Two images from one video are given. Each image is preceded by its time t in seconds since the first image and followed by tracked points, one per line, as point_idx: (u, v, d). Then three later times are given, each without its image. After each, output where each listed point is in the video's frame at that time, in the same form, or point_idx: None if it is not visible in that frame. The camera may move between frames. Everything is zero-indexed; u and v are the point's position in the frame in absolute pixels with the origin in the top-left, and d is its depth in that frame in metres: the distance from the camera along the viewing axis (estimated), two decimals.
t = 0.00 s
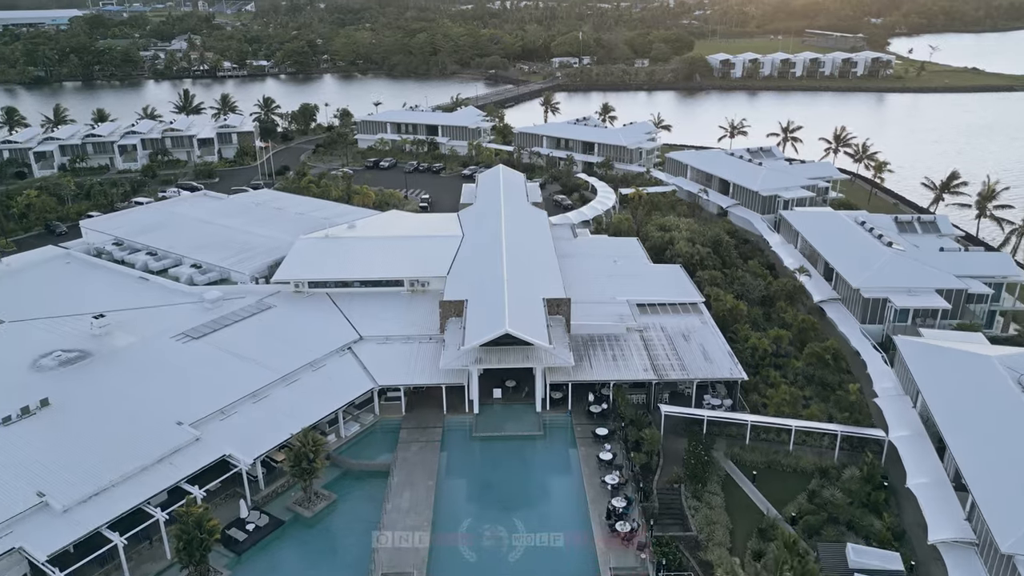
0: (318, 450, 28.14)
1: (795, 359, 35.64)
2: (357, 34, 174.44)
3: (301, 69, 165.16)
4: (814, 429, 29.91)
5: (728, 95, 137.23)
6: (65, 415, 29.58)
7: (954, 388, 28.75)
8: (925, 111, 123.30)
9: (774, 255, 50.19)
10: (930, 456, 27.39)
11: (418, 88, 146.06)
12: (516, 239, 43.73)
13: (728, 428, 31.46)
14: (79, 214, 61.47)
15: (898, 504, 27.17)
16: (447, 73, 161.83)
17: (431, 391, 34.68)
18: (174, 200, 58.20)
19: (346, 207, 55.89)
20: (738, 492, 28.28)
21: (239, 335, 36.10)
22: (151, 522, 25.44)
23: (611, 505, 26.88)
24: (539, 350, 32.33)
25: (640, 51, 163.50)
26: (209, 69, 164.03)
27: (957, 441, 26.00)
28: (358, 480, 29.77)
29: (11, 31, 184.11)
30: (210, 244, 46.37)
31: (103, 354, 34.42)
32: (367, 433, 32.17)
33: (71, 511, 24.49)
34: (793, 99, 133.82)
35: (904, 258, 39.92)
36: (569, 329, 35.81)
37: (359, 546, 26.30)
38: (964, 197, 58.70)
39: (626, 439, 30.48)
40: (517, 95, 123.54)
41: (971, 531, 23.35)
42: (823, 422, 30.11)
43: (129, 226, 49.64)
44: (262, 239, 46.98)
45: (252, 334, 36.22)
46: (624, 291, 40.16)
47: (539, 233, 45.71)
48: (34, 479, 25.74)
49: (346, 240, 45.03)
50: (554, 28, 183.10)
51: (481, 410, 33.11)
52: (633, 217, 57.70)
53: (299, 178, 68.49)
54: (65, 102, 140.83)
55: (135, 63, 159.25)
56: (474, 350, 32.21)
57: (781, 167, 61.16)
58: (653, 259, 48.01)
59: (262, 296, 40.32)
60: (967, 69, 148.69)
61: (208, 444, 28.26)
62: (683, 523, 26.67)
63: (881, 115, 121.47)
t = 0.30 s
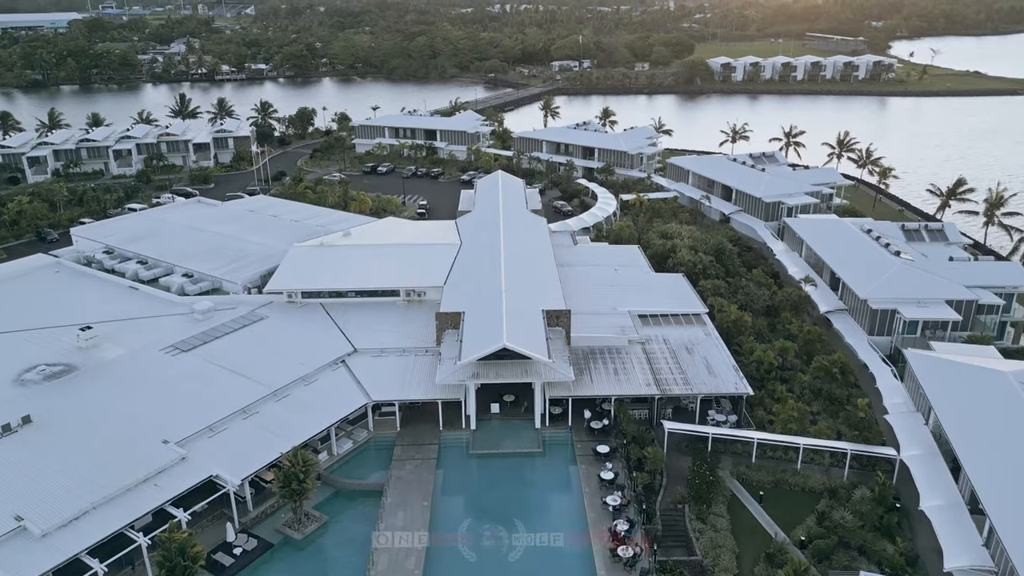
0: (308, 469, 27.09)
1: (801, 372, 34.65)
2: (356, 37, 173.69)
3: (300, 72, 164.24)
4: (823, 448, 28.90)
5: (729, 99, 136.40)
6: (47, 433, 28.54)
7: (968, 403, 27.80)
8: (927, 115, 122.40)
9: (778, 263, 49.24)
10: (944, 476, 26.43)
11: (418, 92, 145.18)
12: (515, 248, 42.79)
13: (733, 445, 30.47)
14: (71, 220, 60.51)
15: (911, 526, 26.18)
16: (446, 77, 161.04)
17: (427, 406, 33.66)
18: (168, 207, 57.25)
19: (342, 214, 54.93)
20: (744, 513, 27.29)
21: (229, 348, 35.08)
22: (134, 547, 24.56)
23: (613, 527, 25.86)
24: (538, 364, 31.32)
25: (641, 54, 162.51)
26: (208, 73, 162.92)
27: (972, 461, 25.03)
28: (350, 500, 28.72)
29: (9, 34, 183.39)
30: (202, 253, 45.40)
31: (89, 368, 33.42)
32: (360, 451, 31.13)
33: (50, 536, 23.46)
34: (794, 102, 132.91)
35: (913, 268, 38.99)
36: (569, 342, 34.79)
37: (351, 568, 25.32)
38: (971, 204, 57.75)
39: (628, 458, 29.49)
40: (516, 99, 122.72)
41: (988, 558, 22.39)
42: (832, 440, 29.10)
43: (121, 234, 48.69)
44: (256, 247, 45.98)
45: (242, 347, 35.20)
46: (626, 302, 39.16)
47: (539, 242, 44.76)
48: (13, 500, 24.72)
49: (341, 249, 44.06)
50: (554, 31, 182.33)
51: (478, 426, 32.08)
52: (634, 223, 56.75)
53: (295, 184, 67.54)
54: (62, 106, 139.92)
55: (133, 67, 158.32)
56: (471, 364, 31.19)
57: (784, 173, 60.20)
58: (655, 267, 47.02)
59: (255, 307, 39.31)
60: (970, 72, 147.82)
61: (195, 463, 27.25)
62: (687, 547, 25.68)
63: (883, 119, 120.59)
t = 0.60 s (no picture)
0: (297, 493, 25.93)
1: (809, 387, 33.60)
2: (355, 41, 172.91)
3: (299, 76, 163.40)
4: (833, 469, 27.80)
5: (730, 103, 135.52)
6: (26, 453, 27.42)
7: (983, 420, 26.81)
8: (930, 119, 121.48)
9: (782, 272, 48.21)
10: (960, 499, 25.41)
11: (417, 96, 144.31)
12: (514, 257, 41.76)
13: (739, 464, 29.37)
14: (62, 228, 59.47)
15: (926, 552, 25.11)
16: (445, 81, 160.38)
17: (421, 423, 32.57)
18: (160, 214, 56.18)
19: (338, 221, 53.90)
20: (751, 537, 26.21)
21: (218, 362, 34.04)
22: None
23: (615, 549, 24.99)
24: (537, 381, 30.23)
25: (641, 58, 161.72)
26: (205, 76, 161.77)
27: (991, 483, 23.99)
28: (342, 522, 27.66)
29: (7, 38, 182.51)
30: (192, 262, 44.32)
31: (73, 383, 32.32)
32: (352, 470, 30.02)
33: (24, 566, 22.34)
34: (795, 106, 131.99)
35: (922, 278, 37.98)
36: (569, 356, 33.76)
37: None
38: (978, 211, 56.71)
39: (631, 479, 28.44)
40: (516, 103, 121.85)
41: None
42: (843, 460, 28.00)
43: (111, 243, 47.62)
44: (249, 256, 44.94)
45: (231, 361, 34.16)
46: (627, 313, 38.11)
47: (538, 251, 43.77)
48: None
49: (335, 258, 42.99)
50: (554, 35, 181.56)
51: (474, 444, 30.99)
52: (635, 231, 55.74)
53: (290, 190, 66.52)
54: (58, 110, 138.96)
55: (130, 71, 157.43)
56: (467, 381, 30.10)
57: (788, 179, 59.16)
58: (657, 276, 45.95)
59: (245, 319, 38.22)
60: (972, 76, 146.93)
61: (179, 486, 26.17)
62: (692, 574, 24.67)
63: (885, 124, 119.64)
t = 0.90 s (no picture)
0: (285, 517, 24.73)
1: (817, 403, 32.59)
2: (355, 44, 172.12)
3: (298, 79, 162.49)
4: (843, 490, 26.73)
5: (731, 107, 134.59)
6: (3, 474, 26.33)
7: (1001, 439, 25.75)
8: (932, 123, 120.60)
9: (787, 281, 47.19)
10: (977, 524, 24.34)
11: (416, 100, 143.51)
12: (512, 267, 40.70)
13: (746, 484, 28.34)
14: (53, 234, 58.47)
15: None
16: (445, 84, 159.66)
17: (416, 440, 31.54)
18: (153, 221, 55.17)
19: (334, 228, 52.90)
20: (759, 563, 25.14)
21: (207, 377, 32.96)
22: None
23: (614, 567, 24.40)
24: (536, 398, 29.17)
25: (641, 61, 160.92)
26: (203, 80, 160.82)
27: (1010, 508, 22.95)
28: (334, 546, 26.59)
29: (5, 41, 181.72)
30: (183, 271, 43.32)
31: (56, 399, 31.23)
32: (344, 490, 28.95)
33: None
34: (797, 110, 131.13)
35: (932, 289, 36.91)
36: (569, 370, 32.69)
37: None
38: (986, 218, 55.72)
39: (633, 501, 27.37)
40: (515, 107, 120.99)
41: None
42: (853, 481, 26.94)
43: (101, 251, 46.62)
44: (241, 265, 43.93)
45: (220, 376, 33.07)
46: (628, 324, 37.06)
47: (538, 260, 42.73)
48: None
49: (329, 268, 41.96)
50: (553, 38, 180.75)
51: (471, 462, 29.92)
52: (637, 238, 54.74)
53: (286, 196, 65.53)
54: (55, 114, 138.08)
55: (128, 74, 156.58)
56: (464, 398, 29.04)
57: (791, 185, 58.13)
58: (659, 285, 44.88)
59: (235, 331, 37.14)
60: (974, 79, 146.05)
61: (163, 510, 25.10)
62: None
63: (887, 127, 118.69)
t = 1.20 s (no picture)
0: (271, 546, 23.78)
1: (826, 420, 31.46)
2: (353, 48, 171.24)
3: (296, 83, 161.68)
4: (855, 516, 25.57)
5: (732, 111, 133.64)
6: None
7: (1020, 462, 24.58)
8: (935, 127, 119.60)
9: (792, 291, 46.04)
10: (998, 553, 23.17)
11: (415, 103, 142.62)
12: (510, 278, 39.57)
13: (754, 507, 27.23)
14: (42, 242, 57.36)
15: None
16: (444, 88, 158.86)
17: (410, 460, 30.38)
18: (144, 228, 54.04)
19: (329, 236, 51.86)
20: None
21: (194, 394, 31.82)
22: None
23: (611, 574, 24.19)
24: (535, 418, 28.04)
25: (642, 65, 160.04)
26: (201, 84, 159.97)
27: None
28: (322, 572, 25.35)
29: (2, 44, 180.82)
30: (173, 281, 42.20)
31: (37, 418, 30.07)
32: (335, 513, 27.81)
33: None
34: (798, 114, 130.19)
35: (944, 301, 35.72)
36: (569, 387, 31.51)
37: None
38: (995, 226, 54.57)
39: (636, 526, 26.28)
40: (515, 111, 120.00)
41: None
42: (866, 506, 25.79)
43: (90, 261, 45.49)
44: (233, 275, 42.79)
45: (207, 393, 31.91)
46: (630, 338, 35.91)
47: (537, 270, 41.59)
48: None
49: (323, 278, 40.82)
50: (553, 41, 179.92)
51: (467, 484, 28.78)
52: (638, 246, 53.65)
53: (281, 202, 64.45)
54: (52, 118, 137.11)
55: (126, 78, 155.81)
56: (459, 418, 27.90)
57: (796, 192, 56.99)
58: (662, 296, 43.74)
59: (224, 345, 35.99)
60: (977, 83, 145.06)
61: (144, 537, 23.90)
62: None
63: (890, 131, 117.74)
